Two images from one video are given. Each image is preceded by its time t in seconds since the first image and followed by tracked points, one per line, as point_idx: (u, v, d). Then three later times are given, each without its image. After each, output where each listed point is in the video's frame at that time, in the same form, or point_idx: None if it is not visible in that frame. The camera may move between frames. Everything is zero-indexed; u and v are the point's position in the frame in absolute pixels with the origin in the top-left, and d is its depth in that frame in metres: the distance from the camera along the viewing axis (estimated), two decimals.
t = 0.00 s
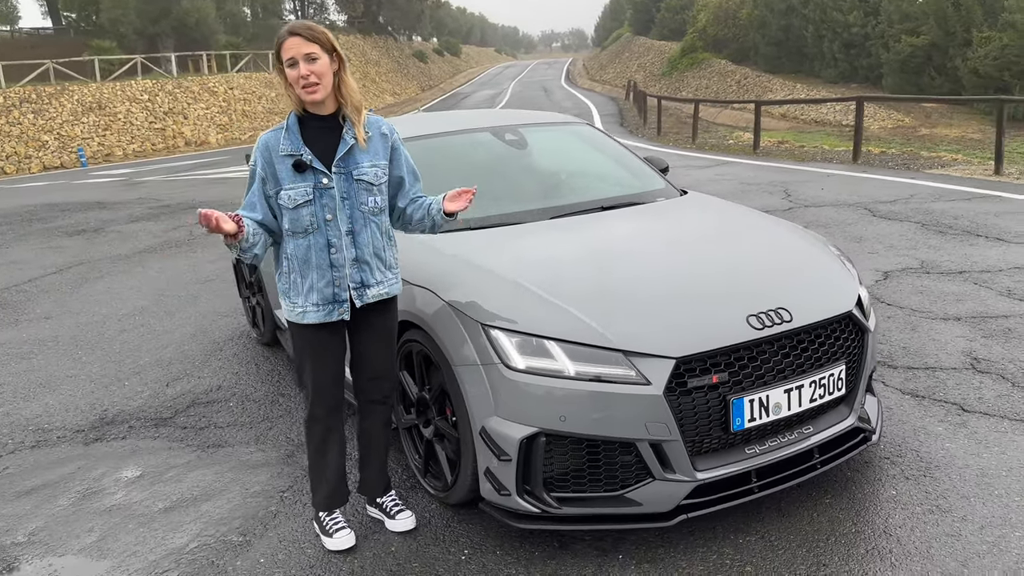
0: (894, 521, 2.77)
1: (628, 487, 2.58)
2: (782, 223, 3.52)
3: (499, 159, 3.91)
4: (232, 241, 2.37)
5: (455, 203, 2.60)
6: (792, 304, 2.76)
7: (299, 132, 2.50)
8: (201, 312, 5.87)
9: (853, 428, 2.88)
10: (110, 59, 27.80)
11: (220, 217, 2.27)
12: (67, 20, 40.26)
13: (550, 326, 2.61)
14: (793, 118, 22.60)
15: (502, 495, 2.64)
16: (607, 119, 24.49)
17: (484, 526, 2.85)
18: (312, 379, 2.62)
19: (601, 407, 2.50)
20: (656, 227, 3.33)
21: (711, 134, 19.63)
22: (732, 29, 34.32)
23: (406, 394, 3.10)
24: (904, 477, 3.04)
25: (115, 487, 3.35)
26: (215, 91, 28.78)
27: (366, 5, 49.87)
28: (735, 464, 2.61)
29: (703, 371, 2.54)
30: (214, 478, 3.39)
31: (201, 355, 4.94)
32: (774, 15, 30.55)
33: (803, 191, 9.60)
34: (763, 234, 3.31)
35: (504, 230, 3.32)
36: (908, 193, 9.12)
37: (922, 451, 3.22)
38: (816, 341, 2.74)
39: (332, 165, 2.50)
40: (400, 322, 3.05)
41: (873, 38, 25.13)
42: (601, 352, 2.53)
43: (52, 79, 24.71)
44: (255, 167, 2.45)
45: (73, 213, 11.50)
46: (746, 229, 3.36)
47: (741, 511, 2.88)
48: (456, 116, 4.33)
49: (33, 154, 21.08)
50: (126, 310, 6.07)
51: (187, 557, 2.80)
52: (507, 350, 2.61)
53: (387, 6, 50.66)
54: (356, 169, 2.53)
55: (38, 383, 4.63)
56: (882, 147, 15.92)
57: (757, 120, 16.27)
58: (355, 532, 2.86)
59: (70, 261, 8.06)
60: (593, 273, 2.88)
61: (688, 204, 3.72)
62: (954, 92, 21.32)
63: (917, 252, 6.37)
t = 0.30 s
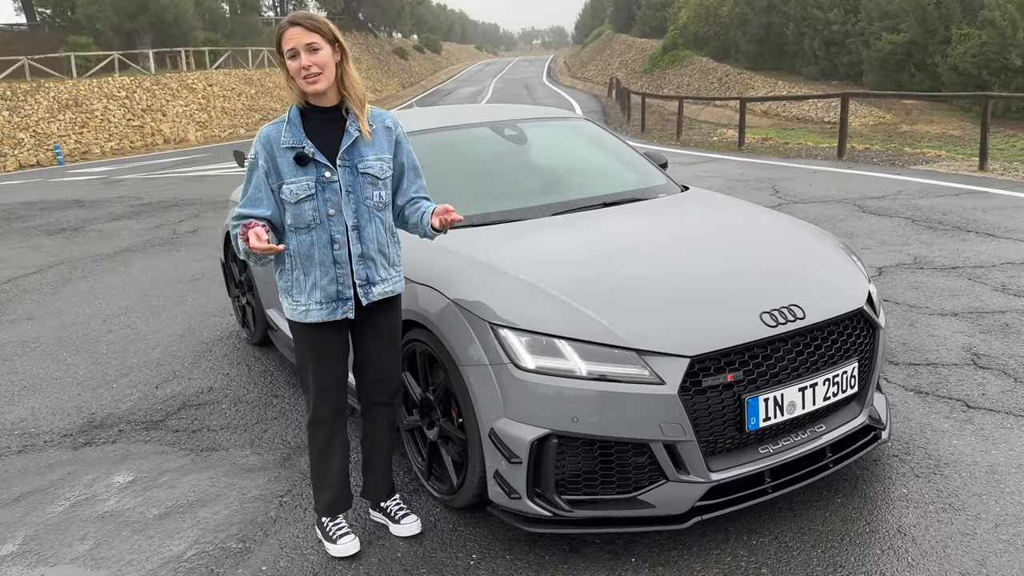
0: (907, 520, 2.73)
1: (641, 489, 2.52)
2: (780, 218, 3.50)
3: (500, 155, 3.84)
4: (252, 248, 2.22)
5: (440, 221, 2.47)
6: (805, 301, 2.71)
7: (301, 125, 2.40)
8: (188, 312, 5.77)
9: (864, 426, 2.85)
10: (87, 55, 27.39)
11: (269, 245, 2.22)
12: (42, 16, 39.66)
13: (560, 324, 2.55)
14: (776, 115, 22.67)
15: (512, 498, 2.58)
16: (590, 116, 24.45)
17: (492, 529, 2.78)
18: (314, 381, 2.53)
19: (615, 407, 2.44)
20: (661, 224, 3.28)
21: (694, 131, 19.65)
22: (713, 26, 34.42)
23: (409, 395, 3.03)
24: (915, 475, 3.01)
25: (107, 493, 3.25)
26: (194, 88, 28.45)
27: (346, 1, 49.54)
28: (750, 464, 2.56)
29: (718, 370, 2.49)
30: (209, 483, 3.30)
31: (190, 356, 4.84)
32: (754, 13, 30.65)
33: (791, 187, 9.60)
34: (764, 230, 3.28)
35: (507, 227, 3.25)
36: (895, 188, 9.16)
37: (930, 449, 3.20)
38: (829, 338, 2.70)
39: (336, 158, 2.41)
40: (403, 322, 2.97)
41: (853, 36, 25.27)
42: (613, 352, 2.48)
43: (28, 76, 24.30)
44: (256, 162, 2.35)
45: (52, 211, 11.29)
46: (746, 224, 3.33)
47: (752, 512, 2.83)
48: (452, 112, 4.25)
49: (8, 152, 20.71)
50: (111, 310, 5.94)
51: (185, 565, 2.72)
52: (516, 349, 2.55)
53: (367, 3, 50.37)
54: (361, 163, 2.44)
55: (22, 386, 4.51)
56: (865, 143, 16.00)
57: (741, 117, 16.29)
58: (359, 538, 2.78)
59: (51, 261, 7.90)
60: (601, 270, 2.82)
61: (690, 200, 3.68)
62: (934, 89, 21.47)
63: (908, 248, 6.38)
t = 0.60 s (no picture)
0: (920, 526, 2.69)
1: (654, 498, 2.46)
2: (782, 217, 3.46)
3: (500, 156, 3.76)
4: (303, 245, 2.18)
5: (368, 253, 2.25)
6: (817, 304, 2.67)
7: (304, 125, 2.30)
8: (174, 316, 5.65)
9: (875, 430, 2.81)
10: (63, 53, 26.99)
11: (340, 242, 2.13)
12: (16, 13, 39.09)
13: (569, 328, 2.48)
14: (758, 114, 22.73)
15: (521, 509, 2.51)
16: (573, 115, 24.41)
17: (498, 540, 2.72)
18: (317, 390, 2.45)
19: (629, 415, 2.38)
20: (665, 225, 3.23)
21: (678, 130, 19.66)
22: (693, 25, 34.50)
23: (411, 402, 2.96)
24: (924, 479, 2.97)
25: (97, 506, 3.14)
26: (173, 87, 28.11)
27: None
28: (764, 472, 2.51)
29: (732, 376, 2.44)
30: (203, 494, 3.20)
31: (178, 362, 4.73)
32: (735, 12, 30.75)
33: (779, 186, 9.60)
34: (767, 230, 3.24)
35: (508, 229, 3.18)
36: (883, 187, 9.18)
37: (938, 451, 3.16)
38: (842, 341, 2.66)
39: (340, 161, 2.31)
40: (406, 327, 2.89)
41: (832, 35, 25.41)
42: (625, 358, 2.41)
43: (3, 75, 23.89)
44: (259, 163, 2.25)
45: (30, 213, 11.08)
46: (749, 225, 3.29)
47: (763, 520, 2.78)
48: (448, 111, 4.17)
49: None
50: (94, 314, 5.81)
51: None
52: (525, 355, 2.48)
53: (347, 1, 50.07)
54: (366, 165, 2.34)
55: (5, 394, 4.38)
56: (847, 142, 16.07)
57: (726, 116, 16.30)
58: (361, 550, 2.70)
59: (30, 263, 7.73)
60: (608, 273, 2.77)
61: (692, 200, 3.63)
62: (913, 88, 21.61)
63: (900, 247, 6.37)
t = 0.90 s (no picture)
0: (929, 528, 2.68)
1: (665, 503, 2.43)
2: (784, 218, 3.45)
3: (499, 157, 3.72)
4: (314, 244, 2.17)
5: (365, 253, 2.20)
6: (827, 305, 2.65)
7: (311, 126, 2.26)
8: (162, 320, 5.55)
9: (882, 431, 2.80)
10: (39, 54, 26.63)
11: (350, 240, 2.17)
12: None
13: (579, 331, 2.44)
14: (739, 115, 22.85)
15: (531, 516, 2.47)
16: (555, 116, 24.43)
17: (506, 546, 2.68)
18: (323, 395, 2.40)
19: (642, 420, 2.34)
20: (670, 226, 3.21)
21: (661, 131, 19.72)
22: (674, 27, 34.66)
23: (415, 406, 2.92)
24: (930, 480, 2.96)
25: (90, 516, 3.07)
26: (152, 88, 27.83)
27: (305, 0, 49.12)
28: (775, 475, 2.48)
29: (744, 379, 2.41)
30: (200, 502, 3.13)
31: (167, 367, 4.65)
32: (715, 13, 30.90)
33: (765, 187, 9.63)
34: (770, 232, 3.24)
35: (511, 231, 3.14)
36: (869, 187, 9.23)
37: (942, 452, 3.16)
38: (850, 343, 2.64)
39: (348, 164, 2.28)
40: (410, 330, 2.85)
41: (812, 37, 25.60)
42: (636, 362, 2.38)
43: None
44: (265, 164, 2.22)
45: (9, 216, 10.90)
46: (753, 226, 3.28)
47: (772, 524, 2.75)
48: (445, 112, 4.13)
49: None
50: (80, 319, 5.71)
51: None
52: (533, 360, 2.44)
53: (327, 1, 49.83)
54: (374, 168, 2.31)
55: None
56: (829, 142, 16.17)
57: (709, 117, 16.38)
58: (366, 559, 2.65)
59: (11, 267, 7.60)
60: (615, 273, 2.74)
61: (693, 201, 3.62)
62: (893, 89, 21.78)
63: (890, 246, 6.41)
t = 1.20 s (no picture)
0: (937, 525, 2.70)
1: (680, 503, 2.43)
2: (786, 220, 3.48)
3: (502, 158, 3.71)
4: (329, 246, 2.17)
5: (380, 253, 2.20)
6: (836, 306, 2.67)
7: (329, 127, 2.27)
8: (154, 323, 5.50)
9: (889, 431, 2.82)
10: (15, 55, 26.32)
11: (366, 241, 2.16)
12: None
13: (594, 332, 2.44)
14: (721, 118, 22.99)
15: (546, 517, 2.46)
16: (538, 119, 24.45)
17: (519, 549, 2.67)
18: (338, 395, 2.39)
19: (658, 420, 2.34)
20: (676, 226, 3.23)
21: (645, 134, 19.81)
22: (655, 31, 34.85)
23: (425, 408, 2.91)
24: (935, 478, 2.99)
25: (93, 522, 3.03)
26: (131, 90, 27.57)
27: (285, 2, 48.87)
28: (789, 474, 2.49)
29: (758, 379, 2.42)
30: (204, 507, 3.10)
31: (162, 370, 4.60)
32: (696, 17, 31.08)
33: (751, 189, 9.70)
34: (776, 232, 3.26)
35: (518, 232, 3.14)
36: (854, 189, 9.31)
37: (945, 451, 3.19)
38: (859, 342, 2.67)
39: (365, 164, 2.27)
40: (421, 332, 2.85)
41: (791, 41, 25.82)
42: (651, 363, 2.38)
43: None
44: (283, 165, 2.24)
45: None
46: (757, 227, 3.30)
47: (782, 524, 2.76)
48: (447, 113, 4.11)
49: None
50: (70, 322, 5.64)
51: None
52: (548, 361, 2.44)
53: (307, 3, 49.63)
54: (391, 169, 2.31)
55: None
56: (811, 145, 16.31)
57: (693, 120, 16.48)
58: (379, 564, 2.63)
59: None
60: (626, 275, 2.75)
61: (695, 202, 3.64)
62: (871, 93, 22.01)
63: (879, 248, 6.47)
